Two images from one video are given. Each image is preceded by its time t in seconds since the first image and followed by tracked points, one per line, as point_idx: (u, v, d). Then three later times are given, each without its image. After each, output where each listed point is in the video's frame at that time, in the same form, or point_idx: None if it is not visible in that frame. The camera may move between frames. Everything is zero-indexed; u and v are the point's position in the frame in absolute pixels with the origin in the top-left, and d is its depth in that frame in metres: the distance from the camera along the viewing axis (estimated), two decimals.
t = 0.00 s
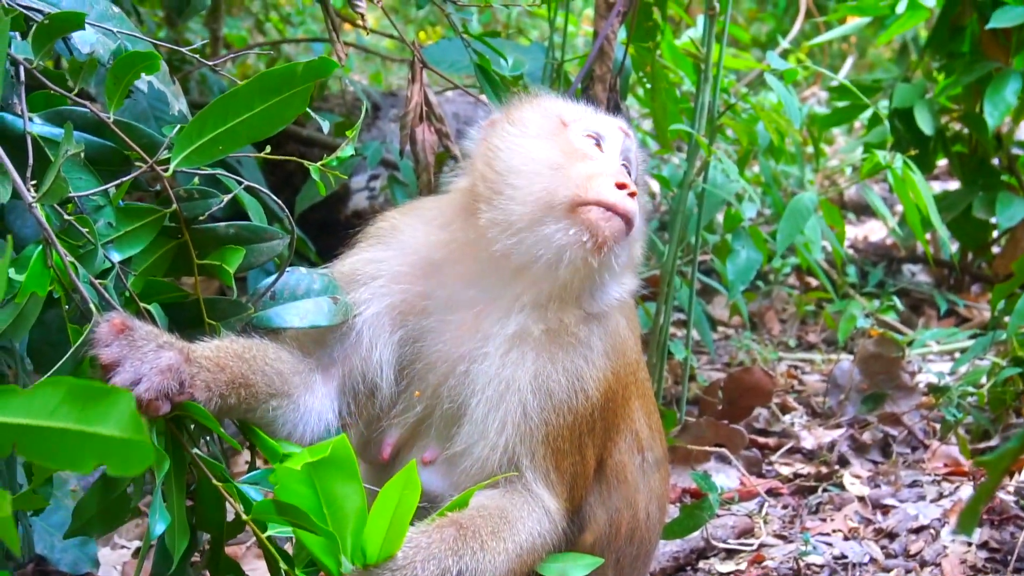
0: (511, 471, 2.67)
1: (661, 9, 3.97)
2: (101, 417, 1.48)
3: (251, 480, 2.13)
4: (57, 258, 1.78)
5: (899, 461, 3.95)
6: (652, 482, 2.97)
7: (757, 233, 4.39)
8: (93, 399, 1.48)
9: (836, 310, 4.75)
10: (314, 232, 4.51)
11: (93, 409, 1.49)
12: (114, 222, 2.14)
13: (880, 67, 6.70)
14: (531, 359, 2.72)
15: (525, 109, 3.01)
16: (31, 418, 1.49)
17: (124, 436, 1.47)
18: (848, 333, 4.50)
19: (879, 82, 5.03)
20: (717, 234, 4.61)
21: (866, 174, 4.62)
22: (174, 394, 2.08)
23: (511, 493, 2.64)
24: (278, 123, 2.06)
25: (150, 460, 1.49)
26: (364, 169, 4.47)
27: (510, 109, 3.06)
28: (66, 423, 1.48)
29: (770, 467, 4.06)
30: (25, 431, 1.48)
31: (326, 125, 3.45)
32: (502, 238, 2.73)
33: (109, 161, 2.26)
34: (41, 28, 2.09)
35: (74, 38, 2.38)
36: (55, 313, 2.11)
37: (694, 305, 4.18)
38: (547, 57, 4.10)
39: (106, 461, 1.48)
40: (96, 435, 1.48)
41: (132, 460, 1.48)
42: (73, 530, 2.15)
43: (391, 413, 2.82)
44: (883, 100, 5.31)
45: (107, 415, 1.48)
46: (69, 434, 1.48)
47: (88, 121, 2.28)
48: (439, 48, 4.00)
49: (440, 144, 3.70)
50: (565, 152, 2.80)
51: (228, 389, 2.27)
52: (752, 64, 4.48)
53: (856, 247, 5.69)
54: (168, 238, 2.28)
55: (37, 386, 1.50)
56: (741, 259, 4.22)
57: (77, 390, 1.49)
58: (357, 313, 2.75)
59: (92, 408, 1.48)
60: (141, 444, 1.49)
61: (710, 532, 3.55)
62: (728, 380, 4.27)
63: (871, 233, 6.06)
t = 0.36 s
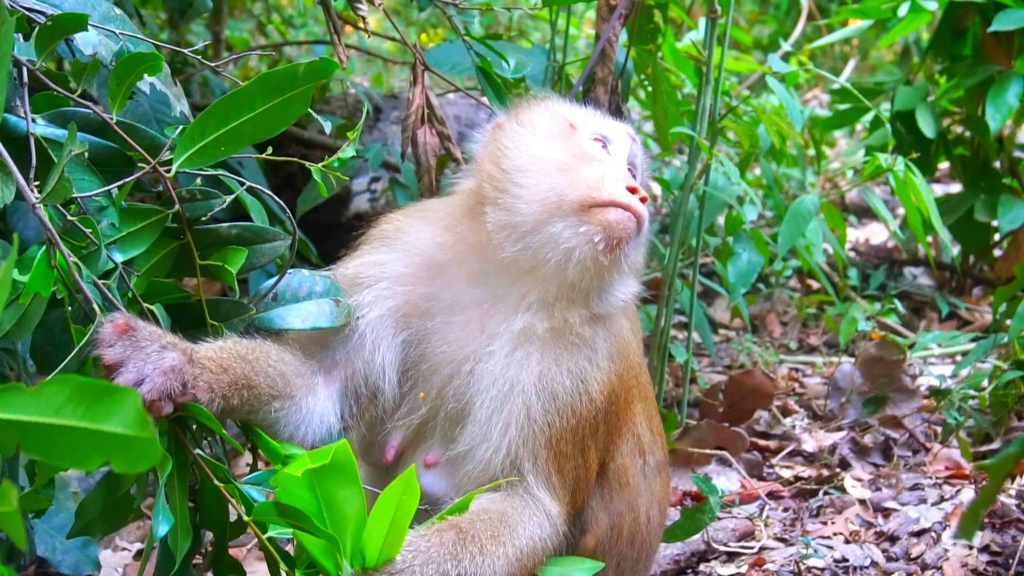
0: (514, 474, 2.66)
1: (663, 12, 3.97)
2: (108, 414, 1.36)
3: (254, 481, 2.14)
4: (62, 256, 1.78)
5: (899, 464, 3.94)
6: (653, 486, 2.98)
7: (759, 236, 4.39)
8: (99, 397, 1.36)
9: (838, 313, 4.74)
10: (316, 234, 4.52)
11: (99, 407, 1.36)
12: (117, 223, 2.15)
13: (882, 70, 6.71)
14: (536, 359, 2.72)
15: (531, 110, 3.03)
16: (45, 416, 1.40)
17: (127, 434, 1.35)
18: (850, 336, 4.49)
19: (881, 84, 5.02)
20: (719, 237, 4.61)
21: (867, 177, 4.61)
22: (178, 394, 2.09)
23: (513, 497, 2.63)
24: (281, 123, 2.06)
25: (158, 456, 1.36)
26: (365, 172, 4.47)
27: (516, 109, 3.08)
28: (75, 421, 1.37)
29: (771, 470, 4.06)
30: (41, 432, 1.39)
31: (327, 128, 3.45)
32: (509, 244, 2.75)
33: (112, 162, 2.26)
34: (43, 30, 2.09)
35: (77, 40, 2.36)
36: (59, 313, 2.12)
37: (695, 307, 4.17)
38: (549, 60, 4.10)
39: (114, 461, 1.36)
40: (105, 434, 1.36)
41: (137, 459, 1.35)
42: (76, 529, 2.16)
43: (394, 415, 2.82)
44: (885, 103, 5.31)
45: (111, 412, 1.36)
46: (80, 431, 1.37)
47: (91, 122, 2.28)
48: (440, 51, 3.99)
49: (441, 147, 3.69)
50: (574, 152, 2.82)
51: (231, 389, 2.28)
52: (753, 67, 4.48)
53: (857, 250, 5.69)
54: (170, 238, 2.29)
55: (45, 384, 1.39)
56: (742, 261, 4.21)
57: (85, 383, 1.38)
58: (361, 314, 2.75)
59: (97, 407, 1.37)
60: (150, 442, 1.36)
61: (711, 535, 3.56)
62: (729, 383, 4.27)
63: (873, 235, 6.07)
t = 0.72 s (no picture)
0: (506, 476, 2.67)
1: (654, 14, 3.98)
2: (94, 453, 1.38)
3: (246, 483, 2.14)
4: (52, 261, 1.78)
5: (892, 463, 3.95)
6: (647, 486, 2.98)
7: (751, 236, 4.40)
8: (88, 433, 1.38)
9: (830, 313, 4.75)
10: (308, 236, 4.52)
11: (88, 444, 1.38)
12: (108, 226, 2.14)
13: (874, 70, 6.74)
14: (527, 361, 2.73)
15: (510, 112, 2.96)
16: (30, 447, 1.40)
17: (114, 474, 1.37)
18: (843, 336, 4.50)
19: (873, 85, 5.03)
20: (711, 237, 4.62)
21: (859, 177, 4.62)
22: (168, 398, 2.08)
23: (505, 498, 2.64)
24: (272, 126, 2.06)
25: (139, 504, 1.37)
26: (358, 174, 4.48)
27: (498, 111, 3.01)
28: (64, 454, 1.39)
29: (765, 470, 4.07)
30: (24, 464, 1.40)
31: (319, 130, 3.46)
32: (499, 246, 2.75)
33: (103, 165, 2.27)
34: (32, 34, 2.09)
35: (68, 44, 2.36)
36: (50, 317, 2.12)
37: (688, 308, 4.18)
38: (541, 61, 4.11)
39: (96, 499, 1.37)
40: (89, 472, 1.37)
41: (122, 501, 1.36)
42: (67, 532, 2.15)
43: (387, 418, 2.83)
44: (876, 103, 5.33)
45: (100, 450, 1.37)
46: (66, 466, 1.38)
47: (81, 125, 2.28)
48: (431, 53, 3.99)
49: (433, 149, 3.70)
50: (544, 154, 2.74)
51: (223, 393, 2.29)
52: (745, 67, 4.49)
53: (850, 250, 5.71)
54: (162, 241, 2.28)
55: (32, 416, 1.40)
56: (735, 262, 4.21)
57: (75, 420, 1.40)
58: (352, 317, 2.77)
59: (84, 444, 1.38)
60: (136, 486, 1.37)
61: (705, 535, 3.56)
62: (722, 383, 4.28)
63: (866, 235, 6.09)
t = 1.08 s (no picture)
0: (510, 480, 2.68)
1: (655, 17, 3.99)
2: (94, 475, 1.40)
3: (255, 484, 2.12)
4: (61, 258, 1.77)
5: (894, 466, 3.95)
6: (650, 492, 2.98)
7: (752, 239, 4.40)
8: (91, 453, 1.41)
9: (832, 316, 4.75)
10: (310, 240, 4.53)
11: (87, 466, 1.41)
12: (115, 225, 2.13)
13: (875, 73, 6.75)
14: (534, 352, 2.72)
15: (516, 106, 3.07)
16: (33, 461, 1.42)
17: (110, 496, 1.39)
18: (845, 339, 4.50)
19: (874, 87, 5.03)
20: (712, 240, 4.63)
21: (861, 180, 4.62)
22: (181, 394, 2.11)
23: (506, 502, 2.64)
24: (276, 124, 2.06)
25: (134, 530, 1.38)
26: (359, 178, 4.48)
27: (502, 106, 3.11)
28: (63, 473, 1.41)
29: (766, 473, 4.07)
30: (28, 478, 1.42)
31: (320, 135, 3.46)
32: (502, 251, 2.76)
33: (108, 165, 2.27)
34: (37, 34, 2.09)
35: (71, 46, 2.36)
36: (57, 318, 2.13)
37: (690, 310, 4.17)
38: (542, 65, 4.12)
39: (92, 520, 1.39)
40: (87, 493, 1.40)
41: (116, 527, 1.38)
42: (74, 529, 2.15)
43: (396, 415, 2.83)
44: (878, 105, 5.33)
45: (101, 473, 1.40)
46: (64, 484, 1.41)
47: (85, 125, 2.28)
48: (432, 57, 3.98)
49: (434, 153, 3.70)
50: (559, 133, 2.85)
51: (234, 391, 2.31)
52: (746, 70, 4.49)
53: (852, 252, 5.71)
54: (168, 240, 2.29)
55: (37, 428, 1.43)
56: (736, 265, 4.21)
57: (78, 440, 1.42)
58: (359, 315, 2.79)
59: (83, 464, 1.41)
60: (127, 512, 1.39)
61: (706, 538, 3.56)
62: (724, 386, 4.28)
63: (867, 238, 6.09)
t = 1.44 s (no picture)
0: (511, 483, 2.63)
1: (657, 20, 3.99)
2: (144, 449, 1.26)
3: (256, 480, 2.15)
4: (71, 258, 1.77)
5: (896, 469, 3.95)
6: (653, 499, 2.98)
7: (753, 242, 4.40)
8: (137, 428, 1.26)
9: (833, 318, 4.75)
10: (311, 242, 4.53)
11: (135, 440, 1.26)
12: (122, 225, 2.15)
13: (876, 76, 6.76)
14: (534, 356, 2.69)
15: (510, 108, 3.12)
16: (73, 443, 1.27)
17: (165, 471, 1.25)
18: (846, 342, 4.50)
19: (875, 91, 5.03)
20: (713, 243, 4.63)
21: (862, 183, 4.62)
22: (184, 398, 2.16)
23: (506, 506, 2.61)
24: (279, 123, 2.05)
25: (194, 499, 1.26)
26: (361, 180, 4.49)
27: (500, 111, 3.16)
28: (106, 452, 1.26)
29: (768, 476, 4.07)
30: (66, 461, 1.27)
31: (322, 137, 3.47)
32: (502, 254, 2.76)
33: (116, 164, 2.31)
34: (43, 36, 2.09)
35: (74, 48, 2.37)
36: (65, 317, 2.13)
37: (691, 313, 4.17)
38: (543, 68, 4.12)
39: (146, 495, 1.26)
40: (139, 470, 1.26)
41: (175, 496, 1.26)
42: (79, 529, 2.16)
43: (399, 418, 2.87)
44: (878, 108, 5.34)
45: (150, 444, 1.26)
46: (109, 463, 1.26)
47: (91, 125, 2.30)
48: (433, 60, 3.98)
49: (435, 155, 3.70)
50: (511, 139, 2.88)
51: (240, 392, 2.33)
52: (747, 73, 4.49)
53: (852, 255, 5.71)
54: (175, 240, 2.28)
55: (77, 412, 1.27)
56: (737, 268, 4.22)
57: (121, 415, 1.28)
58: (364, 318, 2.82)
59: (131, 443, 1.26)
60: (186, 482, 1.26)
61: (708, 541, 3.56)
62: (725, 389, 4.28)
63: (867, 241, 6.10)
